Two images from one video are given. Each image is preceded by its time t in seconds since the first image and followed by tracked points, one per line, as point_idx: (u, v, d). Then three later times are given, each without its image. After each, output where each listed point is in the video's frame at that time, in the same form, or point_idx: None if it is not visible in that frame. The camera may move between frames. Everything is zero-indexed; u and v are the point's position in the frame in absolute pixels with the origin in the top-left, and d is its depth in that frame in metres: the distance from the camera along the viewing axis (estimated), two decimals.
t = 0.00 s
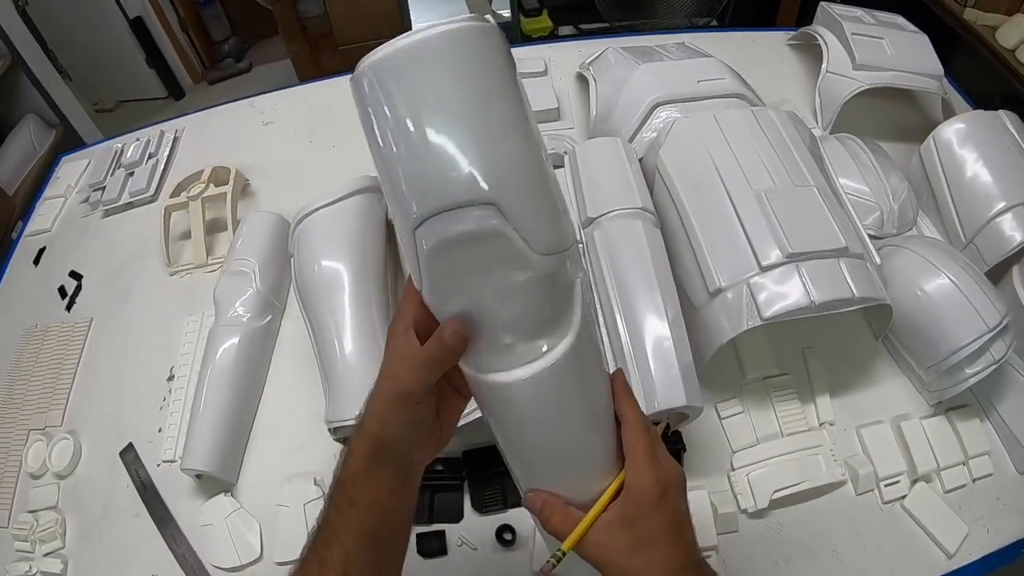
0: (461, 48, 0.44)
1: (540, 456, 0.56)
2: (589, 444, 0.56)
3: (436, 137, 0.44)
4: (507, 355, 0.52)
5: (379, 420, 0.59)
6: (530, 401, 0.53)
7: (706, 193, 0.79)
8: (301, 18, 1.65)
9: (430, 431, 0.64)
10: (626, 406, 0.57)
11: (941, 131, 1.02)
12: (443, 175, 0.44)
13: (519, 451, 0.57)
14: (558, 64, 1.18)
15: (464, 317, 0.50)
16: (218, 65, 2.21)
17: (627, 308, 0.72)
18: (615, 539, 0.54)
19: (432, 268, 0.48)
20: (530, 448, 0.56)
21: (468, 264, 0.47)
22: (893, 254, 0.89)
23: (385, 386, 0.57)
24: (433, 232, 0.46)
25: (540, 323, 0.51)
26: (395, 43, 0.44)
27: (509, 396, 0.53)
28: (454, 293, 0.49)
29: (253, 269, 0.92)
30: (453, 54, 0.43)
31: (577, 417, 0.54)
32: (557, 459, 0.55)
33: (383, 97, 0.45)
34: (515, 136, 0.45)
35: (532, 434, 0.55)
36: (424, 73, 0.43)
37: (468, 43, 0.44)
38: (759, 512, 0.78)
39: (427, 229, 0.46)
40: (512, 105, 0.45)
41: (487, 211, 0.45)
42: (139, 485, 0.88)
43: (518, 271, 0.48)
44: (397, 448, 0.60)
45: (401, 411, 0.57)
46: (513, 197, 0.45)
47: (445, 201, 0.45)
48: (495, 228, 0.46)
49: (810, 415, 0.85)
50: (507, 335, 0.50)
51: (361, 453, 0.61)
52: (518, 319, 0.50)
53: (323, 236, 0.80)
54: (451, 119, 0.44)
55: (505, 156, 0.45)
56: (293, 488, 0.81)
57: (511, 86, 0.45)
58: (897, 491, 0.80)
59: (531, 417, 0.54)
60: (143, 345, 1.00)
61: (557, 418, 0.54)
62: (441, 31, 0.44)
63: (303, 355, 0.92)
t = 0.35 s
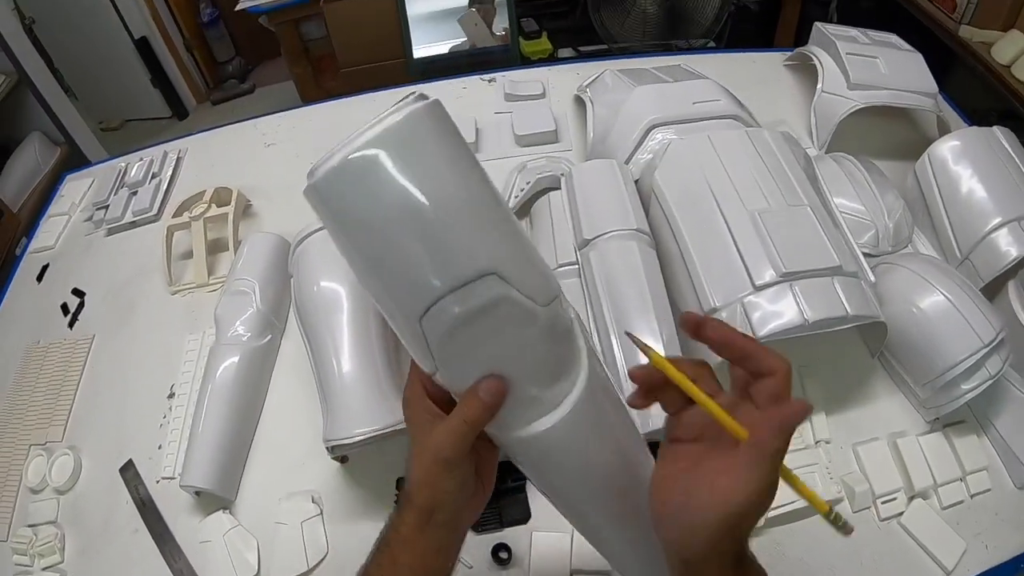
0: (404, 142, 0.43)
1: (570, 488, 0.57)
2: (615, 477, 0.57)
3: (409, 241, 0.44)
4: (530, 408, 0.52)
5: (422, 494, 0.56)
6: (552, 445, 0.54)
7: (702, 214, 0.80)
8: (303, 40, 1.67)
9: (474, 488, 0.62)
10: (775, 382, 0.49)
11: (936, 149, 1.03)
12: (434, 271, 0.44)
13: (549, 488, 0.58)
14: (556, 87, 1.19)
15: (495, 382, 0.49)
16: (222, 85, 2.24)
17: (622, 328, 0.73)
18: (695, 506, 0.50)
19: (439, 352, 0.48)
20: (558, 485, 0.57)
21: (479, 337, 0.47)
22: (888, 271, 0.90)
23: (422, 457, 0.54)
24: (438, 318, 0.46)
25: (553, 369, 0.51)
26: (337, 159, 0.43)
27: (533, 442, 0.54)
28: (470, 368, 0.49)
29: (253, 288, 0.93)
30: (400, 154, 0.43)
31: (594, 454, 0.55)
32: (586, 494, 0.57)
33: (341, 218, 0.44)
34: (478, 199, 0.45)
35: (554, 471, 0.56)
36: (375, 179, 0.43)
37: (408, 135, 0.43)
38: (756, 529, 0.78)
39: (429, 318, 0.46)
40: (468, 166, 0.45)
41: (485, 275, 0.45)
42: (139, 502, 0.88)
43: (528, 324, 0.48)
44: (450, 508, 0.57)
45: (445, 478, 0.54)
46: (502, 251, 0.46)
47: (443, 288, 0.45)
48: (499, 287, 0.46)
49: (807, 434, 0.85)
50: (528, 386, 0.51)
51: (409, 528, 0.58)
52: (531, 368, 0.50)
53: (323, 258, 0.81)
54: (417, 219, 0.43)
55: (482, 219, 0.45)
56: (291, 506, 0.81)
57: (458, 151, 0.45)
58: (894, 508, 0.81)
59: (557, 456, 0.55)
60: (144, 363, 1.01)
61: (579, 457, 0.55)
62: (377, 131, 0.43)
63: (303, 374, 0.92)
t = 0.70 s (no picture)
0: (350, 222, 0.38)
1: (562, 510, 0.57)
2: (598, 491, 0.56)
3: (374, 330, 0.40)
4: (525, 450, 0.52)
5: (439, 558, 0.57)
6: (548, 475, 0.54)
7: (687, 223, 0.80)
8: (287, 61, 1.68)
9: (495, 544, 0.61)
10: (585, 425, 0.47)
11: (918, 150, 1.04)
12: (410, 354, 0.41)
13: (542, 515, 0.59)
14: (539, 101, 1.20)
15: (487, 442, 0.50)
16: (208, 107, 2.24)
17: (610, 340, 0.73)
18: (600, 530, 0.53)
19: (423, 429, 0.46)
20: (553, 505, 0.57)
21: (464, 404, 0.45)
22: (875, 273, 0.90)
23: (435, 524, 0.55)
24: (422, 395, 0.43)
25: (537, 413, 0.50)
26: (281, 251, 0.38)
27: (528, 481, 0.54)
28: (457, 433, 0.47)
29: (239, 310, 0.93)
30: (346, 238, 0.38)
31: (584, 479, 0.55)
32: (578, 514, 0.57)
33: (295, 317, 0.39)
34: (440, 267, 0.41)
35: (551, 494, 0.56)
36: (327, 270, 0.38)
37: (351, 213, 0.38)
38: (749, 537, 0.78)
39: (412, 400, 0.43)
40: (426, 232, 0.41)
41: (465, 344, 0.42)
42: (129, 529, 0.87)
43: (515, 380, 0.46)
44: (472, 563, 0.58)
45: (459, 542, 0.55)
46: (480, 318, 0.43)
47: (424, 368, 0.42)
48: (481, 353, 0.43)
49: (799, 439, 0.85)
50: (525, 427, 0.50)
51: None
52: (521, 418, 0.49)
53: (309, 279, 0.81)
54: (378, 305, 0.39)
55: (451, 284, 0.42)
56: (282, 529, 0.80)
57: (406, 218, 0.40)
58: (890, 510, 0.80)
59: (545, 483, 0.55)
60: (132, 389, 1.00)
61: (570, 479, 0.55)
62: (318, 212, 0.38)
63: (291, 396, 0.92)
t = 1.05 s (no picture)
0: (344, 238, 0.37)
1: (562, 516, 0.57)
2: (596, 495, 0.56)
3: (371, 347, 0.40)
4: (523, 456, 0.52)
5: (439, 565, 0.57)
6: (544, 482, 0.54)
7: (684, 221, 0.80)
8: (282, 62, 1.67)
9: (498, 550, 0.62)
10: (578, 435, 0.47)
11: (915, 146, 1.04)
12: (408, 369, 0.41)
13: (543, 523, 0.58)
14: (534, 100, 1.19)
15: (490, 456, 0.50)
16: (203, 109, 2.24)
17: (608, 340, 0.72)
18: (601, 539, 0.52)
19: (424, 444, 0.46)
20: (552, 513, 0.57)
21: (465, 419, 0.46)
22: (873, 270, 0.90)
23: (438, 532, 0.55)
24: (421, 410, 0.43)
25: (532, 421, 0.50)
26: (274, 269, 0.37)
27: (529, 491, 0.54)
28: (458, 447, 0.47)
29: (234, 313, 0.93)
30: (342, 256, 0.37)
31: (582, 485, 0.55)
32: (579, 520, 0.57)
33: (290, 335, 0.38)
34: (437, 282, 0.41)
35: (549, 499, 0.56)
36: (323, 293, 0.37)
37: (344, 229, 0.37)
38: (750, 537, 0.78)
39: (412, 416, 0.43)
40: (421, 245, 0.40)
41: (463, 359, 0.43)
42: (126, 535, 0.86)
43: (514, 391, 0.47)
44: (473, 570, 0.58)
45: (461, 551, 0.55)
46: (476, 330, 0.43)
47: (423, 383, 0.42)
48: (480, 366, 0.44)
49: (799, 438, 0.84)
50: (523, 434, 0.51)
51: None
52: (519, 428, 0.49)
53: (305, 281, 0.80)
54: (376, 323, 0.39)
55: (449, 298, 0.41)
56: (279, 533, 0.79)
57: (401, 231, 0.39)
58: (890, 508, 0.80)
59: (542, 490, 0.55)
60: (127, 392, 0.99)
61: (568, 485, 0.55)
62: (311, 228, 0.37)
63: (287, 398, 0.91)
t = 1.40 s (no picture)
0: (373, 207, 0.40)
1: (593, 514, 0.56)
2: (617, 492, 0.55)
3: (396, 305, 0.41)
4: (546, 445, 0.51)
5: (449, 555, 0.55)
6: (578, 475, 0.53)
7: (689, 218, 0.80)
8: (282, 61, 1.67)
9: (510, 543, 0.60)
10: (694, 419, 0.44)
11: (917, 144, 1.04)
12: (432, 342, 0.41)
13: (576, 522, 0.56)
14: (536, 99, 1.19)
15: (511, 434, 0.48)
16: (202, 108, 2.23)
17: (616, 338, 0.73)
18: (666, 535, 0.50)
19: (449, 424, 0.45)
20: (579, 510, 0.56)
21: (493, 393, 0.45)
22: (876, 268, 0.90)
23: (452, 517, 0.54)
24: (446, 387, 0.43)
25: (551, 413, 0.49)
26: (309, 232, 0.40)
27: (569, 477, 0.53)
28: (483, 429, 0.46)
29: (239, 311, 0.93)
30: (370, 222, 0.40)
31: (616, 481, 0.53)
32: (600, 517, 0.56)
33: (321, 289, 0.41)
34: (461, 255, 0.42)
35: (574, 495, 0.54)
36: (352, 244, 0.40)
37: (372, 197, 0.40)
38: (755, 532, 0.78)
39: (437, 383, 0.43)
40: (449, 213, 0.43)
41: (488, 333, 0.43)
42: (132, 534, 0.86)
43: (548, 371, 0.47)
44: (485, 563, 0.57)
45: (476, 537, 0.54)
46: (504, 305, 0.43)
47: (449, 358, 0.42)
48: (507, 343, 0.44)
49: (803, 433, 0.85)
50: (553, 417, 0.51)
51: None
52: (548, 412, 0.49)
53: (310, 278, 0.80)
54: (401, 293, 0.40)
55: (473, 271, 0.42)
56: (286, 531, 0.79)
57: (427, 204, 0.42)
58: (895, 503, 0.80)
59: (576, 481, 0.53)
60: (132, 391, 1.00)
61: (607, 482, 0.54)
62: (344, 196, 0.40)
63: (293, 397, 0.91)
